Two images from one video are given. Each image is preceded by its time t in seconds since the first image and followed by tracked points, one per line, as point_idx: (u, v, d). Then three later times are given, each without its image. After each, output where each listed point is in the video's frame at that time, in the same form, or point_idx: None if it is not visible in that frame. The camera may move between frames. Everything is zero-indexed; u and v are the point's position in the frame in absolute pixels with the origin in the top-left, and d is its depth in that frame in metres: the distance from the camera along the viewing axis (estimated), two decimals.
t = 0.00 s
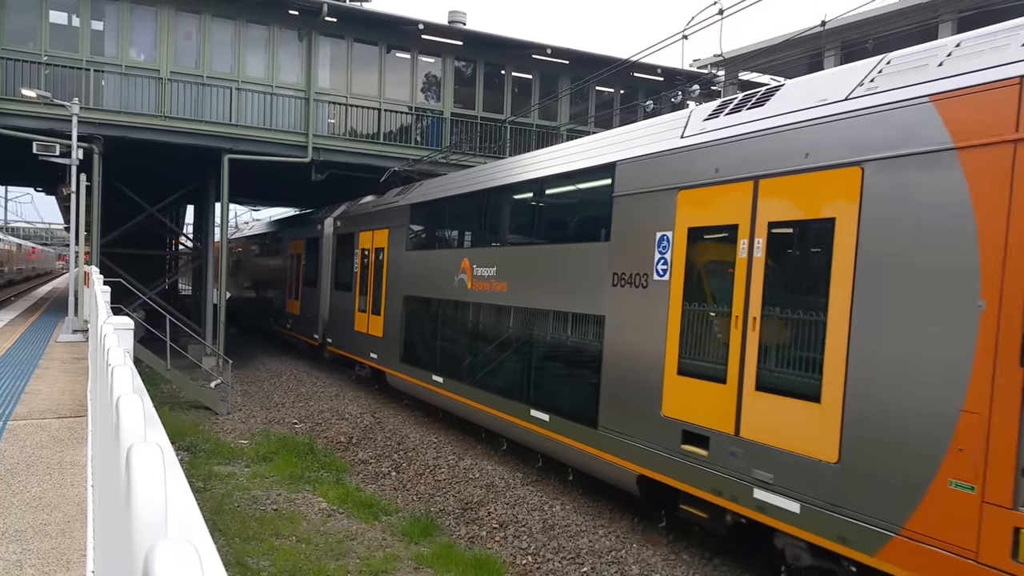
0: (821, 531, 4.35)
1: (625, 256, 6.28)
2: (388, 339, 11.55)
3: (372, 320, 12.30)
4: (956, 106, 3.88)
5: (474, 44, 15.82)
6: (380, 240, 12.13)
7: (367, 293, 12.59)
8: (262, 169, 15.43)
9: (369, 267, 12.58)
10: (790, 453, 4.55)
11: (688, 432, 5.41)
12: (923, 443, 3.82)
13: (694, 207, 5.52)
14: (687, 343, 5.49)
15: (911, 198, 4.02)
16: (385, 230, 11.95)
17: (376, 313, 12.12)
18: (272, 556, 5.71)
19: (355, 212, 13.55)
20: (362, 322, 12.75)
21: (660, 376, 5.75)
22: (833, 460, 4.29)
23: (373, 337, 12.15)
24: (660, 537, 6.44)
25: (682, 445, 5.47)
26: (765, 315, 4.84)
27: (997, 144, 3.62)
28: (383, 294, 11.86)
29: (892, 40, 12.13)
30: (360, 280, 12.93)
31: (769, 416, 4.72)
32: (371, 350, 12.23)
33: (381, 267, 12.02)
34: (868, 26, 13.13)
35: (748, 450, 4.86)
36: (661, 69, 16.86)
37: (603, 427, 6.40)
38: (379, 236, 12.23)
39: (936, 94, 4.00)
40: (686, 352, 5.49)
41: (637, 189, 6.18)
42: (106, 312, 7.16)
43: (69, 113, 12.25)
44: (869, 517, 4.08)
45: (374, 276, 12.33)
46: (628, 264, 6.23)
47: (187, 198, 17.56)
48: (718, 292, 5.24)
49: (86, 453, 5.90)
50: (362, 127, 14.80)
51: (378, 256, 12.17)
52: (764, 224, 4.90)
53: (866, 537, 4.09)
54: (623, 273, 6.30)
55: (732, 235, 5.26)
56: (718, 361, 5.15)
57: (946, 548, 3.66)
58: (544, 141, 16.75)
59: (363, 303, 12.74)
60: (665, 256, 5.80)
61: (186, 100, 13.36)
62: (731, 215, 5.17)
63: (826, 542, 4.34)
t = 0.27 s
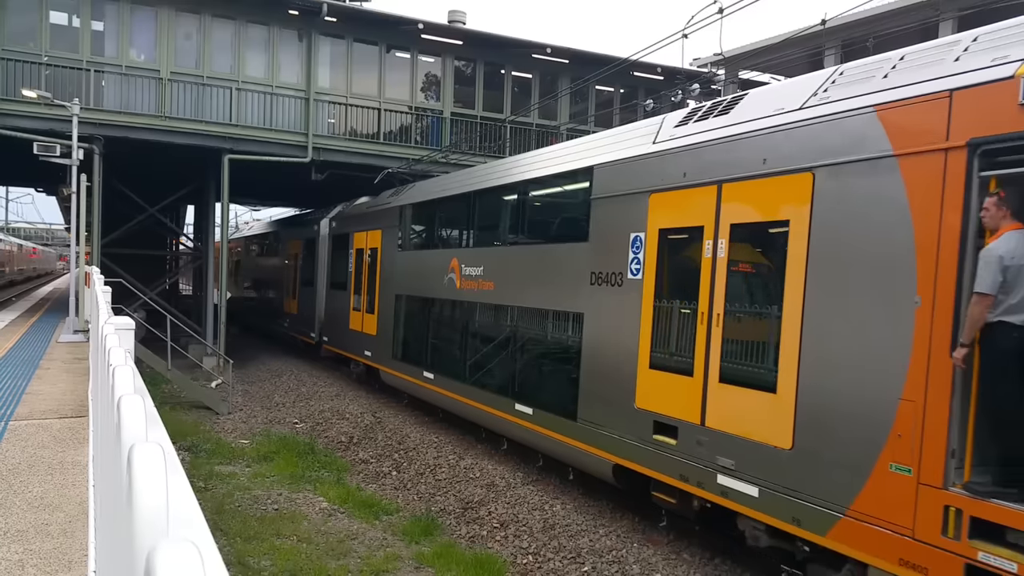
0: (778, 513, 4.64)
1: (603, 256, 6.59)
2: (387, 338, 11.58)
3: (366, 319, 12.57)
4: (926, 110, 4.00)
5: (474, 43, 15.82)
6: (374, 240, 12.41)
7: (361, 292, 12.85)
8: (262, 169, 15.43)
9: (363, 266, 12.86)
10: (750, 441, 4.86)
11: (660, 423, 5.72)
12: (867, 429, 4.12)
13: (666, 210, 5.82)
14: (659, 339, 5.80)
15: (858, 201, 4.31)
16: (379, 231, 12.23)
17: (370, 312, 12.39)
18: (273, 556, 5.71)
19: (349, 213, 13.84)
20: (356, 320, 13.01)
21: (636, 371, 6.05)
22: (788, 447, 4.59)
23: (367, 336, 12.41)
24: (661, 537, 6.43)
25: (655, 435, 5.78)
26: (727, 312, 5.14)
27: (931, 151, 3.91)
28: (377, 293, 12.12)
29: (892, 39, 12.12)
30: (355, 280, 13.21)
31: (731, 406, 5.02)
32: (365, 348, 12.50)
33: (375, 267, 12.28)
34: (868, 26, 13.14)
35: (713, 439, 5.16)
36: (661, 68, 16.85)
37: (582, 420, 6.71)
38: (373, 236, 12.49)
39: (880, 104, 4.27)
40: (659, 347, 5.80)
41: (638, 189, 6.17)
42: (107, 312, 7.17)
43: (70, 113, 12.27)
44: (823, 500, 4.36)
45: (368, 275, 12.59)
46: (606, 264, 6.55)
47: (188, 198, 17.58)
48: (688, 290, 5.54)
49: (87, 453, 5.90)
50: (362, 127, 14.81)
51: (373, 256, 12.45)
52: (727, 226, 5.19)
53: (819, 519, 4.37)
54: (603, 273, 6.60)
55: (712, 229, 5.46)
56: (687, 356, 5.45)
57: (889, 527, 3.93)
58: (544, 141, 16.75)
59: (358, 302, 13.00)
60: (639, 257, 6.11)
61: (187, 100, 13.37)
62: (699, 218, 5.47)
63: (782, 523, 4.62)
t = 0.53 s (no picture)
0: (740, 497, 4.94)
1: (583, 256, 6.88)
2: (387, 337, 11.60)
3: (360, 317, 12.79)
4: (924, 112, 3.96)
5: (475, 42, 15.81)
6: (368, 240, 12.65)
7: (356, 291, 13.07)
8: (263, 168, 15.43)
9: (358, 265, 13.09)
10: (715, 429, 5.16)
11: (635, 414, 6.02)
12: (819, 417, 4.41)
13: (642, 211, 6.10)
14: (636, 334, 6.08)
15: (811, 204, 4.57)
16: (372, 231, 12.47)
17: (364, 310, 12.63)
18: (275, 555, 5.72)
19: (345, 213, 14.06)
20: (352, 319, 13.23)
21: (613, 365, 6.34)
22: (749, 434, 4.89)
23: (362, 333, 12.63)
24: (662, 535, 6.43)
25: (630, 425, 6.08)
26: (695, 307, 5.41)
27: (876, 158, 4.19)
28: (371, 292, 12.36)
29: (894, 37, 12.10)
30: (350, 279, 13.43)
31: (699, 397, 5.32)
32: (360, 345, 12.73)
33: (370, 266, 12.50)
34: (869, 23, 13.11)
35: (682, 428, 5.46)
36: (662, 66, 16.83)
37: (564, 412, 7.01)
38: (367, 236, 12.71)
39: (831, 113, 4.54)
40: (636, 343, 6.07)
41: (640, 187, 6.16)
42: (108, 312, 7.18)
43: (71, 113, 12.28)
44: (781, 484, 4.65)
45: (363, 274, 12.80)
46: (586, 263, 6.84)
47: (189, 198, 17.58)
48: (660, 288, 5.83)
49: (88, 452, 5.91)
50: (363, 126, 14.82)
51: (367, 256, 12.68)
52: (695, 227, 5.47)
53: (776, 502, 4.67)
54: (583, 271, 6.88)
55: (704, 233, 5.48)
56: (660, 349, 5.73)
57: (838, 507, 4.24)
58: (545, 140, 16.74)
59: (353, 301, 13.21)
60: (616, 256, 6.40)
61: (188, 99, 13.37)
62: (671, 218, 5.75)
63: (744, 506, 4.93)
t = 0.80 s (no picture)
0: (707, 483, 5.19)
1: (565, 255, 7.13)
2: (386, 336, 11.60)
3: (355, 314, 12.99)
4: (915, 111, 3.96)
5: (476, 40, 15.79)
6: (362, 239, 12.86)
7: (351, 289, 13.25)
8: (264, 167, 15.41)
9: (352, 264, 13.29)
10: (685, 419, 5.41)
11: (612, 406, 6.28)
12: (775, 407, 4.66)
13: (619, 212, 6.34)
14: (614, 330, 6.31)
15: (770, 205, 4.82)
16: (366, 230, 12.67)
17: (358, 308, 12.82)
18: (274, 554, 5.70)
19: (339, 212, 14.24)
20: (346, 316, 13.41)
21: (592, 359, 6.58)
22: (715, 424, 5.14)
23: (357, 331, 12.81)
24: (663, 535, 6.41)
25: (608, 417, 6.34)
26: (667, 304, 5.66)
27: (826, 163, 4.41)
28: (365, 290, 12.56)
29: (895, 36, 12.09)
30: (345, 278, 13.61)
31: (670, 389, 5.57)
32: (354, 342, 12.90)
33: (364, 265, 12.69)
34: (870, 22, 13.07)
35: (655, 418, 5.71)
36: (663, 65, 16.81)
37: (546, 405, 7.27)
38: (361, 235, 12.90)
39: (788, 121, 4.76)
40: (615, 338, 6.30)
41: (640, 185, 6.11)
42: (108, 310, 7.15)
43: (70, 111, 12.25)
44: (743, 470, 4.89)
45: (357, 273, 12.98)
46: (567, 261, 7.09)
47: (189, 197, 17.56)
48: (635, 285, 6.06)
49: (87, 451, 5.88)
50: (363, 125, 14.81)
51: (361, 255, 12.88)
52: (667, 227, 5.71)
53: (738, 487, 4.93)
54: (566, 270, 7.12)
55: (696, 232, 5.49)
56: (635, 344, 5.98)
57: (793, 491, 4.48)
58: (545, 138, 16.72)
59: (347, 299, 13.39)
60: (595, 255, 6.64)
61: (188, 98, 13.34)
62: (646, 219, 5.99)
63: (710, 492, 5.18)
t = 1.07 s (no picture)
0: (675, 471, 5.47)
1: (547, 254, 7.39)
2: (383, 335, 11.62)
3: (347, 313, 13.13)
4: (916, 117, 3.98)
5: (474, 40, 15.78)
6: (355, 240, 13.02)
7: (344, 288, 13.40)
8: (262, 167, 15.38)
9: (345, 263, 13.43)
10: (655, 411, 5.69)
11: (589, 400, 6.56)
12: (736, 399, 4.94)
13: (597, 215, 6.61)
14: (591, 327, 6.59)
15: (731, 209, 5.10)
16: (359, 231, 12.84)
17: (351, 306, 12.97)
18: (272, 555, 5.68)
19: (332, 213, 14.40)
20: (339, 315, 13.56)
21: (571, 354, 6.85)
22: (682, 415, 5.43)
23: (350, 329, 12.94)
24: (662, 535, 6.39)
25: (585, 411, 6.61)
26: (640, 301, 5.94)
27: (783, 169, 4.70)
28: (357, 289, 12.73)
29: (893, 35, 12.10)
30: (338, 277, 13.75)
31: (641, 383, 5.85)
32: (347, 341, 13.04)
33: (357, 264, 12.84)
34: (869, 22, 13.05)
35: (628, 411, 5.99)
36: (662, 64, 16.80)
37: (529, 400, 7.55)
38: (355, 235, 13.06)
39: (748, 129, 5.05)
40: (592, 335, 6.58)
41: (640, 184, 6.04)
42: (105, 310, 7.13)
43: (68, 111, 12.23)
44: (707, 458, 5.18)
45: (351, 272, 13.13)
46: (548, 260, 7.36)
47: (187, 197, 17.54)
48: (610, 284, 6.34)
49: (85, 452, 5.87)
50: (361, 124, 14.79)
51: (354, 255, 13.03)
52: (639, 229, 5.99)
53: (702, 474, 5.21)
54: (547, 269, 7.39)
55: (679, 231, 5.60)
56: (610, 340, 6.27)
57: (753, 477, 4.76)
58: (544, 138, 16.70)
59: (340, 298, 13.53)
60: (574, 255, 6.92)
61: (186, 98, 13.32)
62: (621, 221, 6.26)
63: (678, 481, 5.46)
